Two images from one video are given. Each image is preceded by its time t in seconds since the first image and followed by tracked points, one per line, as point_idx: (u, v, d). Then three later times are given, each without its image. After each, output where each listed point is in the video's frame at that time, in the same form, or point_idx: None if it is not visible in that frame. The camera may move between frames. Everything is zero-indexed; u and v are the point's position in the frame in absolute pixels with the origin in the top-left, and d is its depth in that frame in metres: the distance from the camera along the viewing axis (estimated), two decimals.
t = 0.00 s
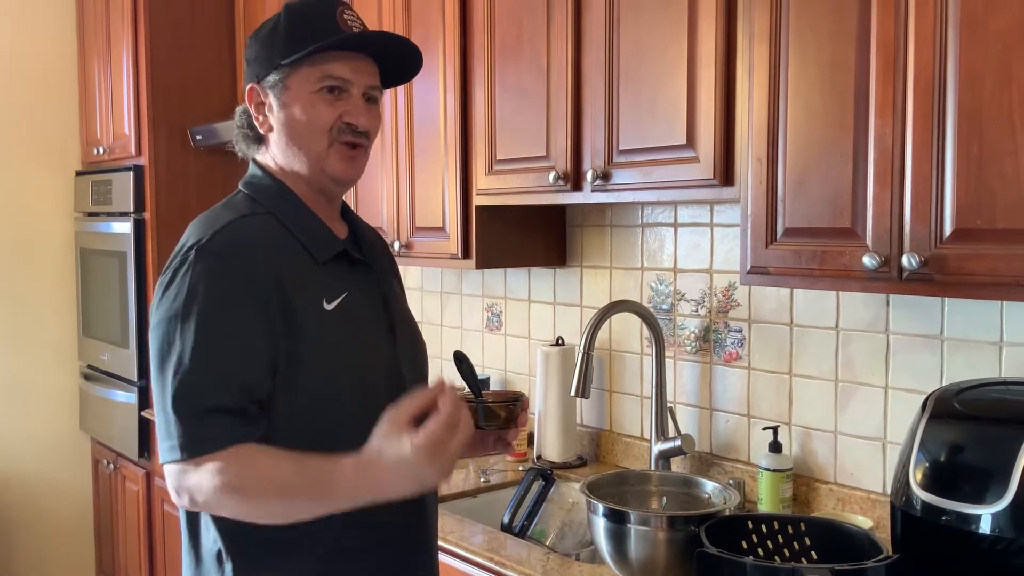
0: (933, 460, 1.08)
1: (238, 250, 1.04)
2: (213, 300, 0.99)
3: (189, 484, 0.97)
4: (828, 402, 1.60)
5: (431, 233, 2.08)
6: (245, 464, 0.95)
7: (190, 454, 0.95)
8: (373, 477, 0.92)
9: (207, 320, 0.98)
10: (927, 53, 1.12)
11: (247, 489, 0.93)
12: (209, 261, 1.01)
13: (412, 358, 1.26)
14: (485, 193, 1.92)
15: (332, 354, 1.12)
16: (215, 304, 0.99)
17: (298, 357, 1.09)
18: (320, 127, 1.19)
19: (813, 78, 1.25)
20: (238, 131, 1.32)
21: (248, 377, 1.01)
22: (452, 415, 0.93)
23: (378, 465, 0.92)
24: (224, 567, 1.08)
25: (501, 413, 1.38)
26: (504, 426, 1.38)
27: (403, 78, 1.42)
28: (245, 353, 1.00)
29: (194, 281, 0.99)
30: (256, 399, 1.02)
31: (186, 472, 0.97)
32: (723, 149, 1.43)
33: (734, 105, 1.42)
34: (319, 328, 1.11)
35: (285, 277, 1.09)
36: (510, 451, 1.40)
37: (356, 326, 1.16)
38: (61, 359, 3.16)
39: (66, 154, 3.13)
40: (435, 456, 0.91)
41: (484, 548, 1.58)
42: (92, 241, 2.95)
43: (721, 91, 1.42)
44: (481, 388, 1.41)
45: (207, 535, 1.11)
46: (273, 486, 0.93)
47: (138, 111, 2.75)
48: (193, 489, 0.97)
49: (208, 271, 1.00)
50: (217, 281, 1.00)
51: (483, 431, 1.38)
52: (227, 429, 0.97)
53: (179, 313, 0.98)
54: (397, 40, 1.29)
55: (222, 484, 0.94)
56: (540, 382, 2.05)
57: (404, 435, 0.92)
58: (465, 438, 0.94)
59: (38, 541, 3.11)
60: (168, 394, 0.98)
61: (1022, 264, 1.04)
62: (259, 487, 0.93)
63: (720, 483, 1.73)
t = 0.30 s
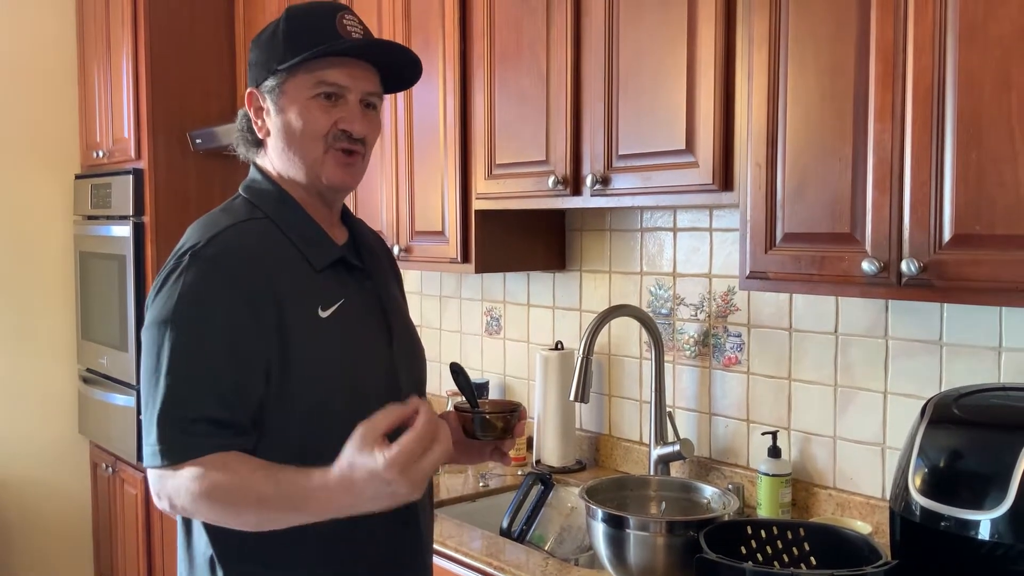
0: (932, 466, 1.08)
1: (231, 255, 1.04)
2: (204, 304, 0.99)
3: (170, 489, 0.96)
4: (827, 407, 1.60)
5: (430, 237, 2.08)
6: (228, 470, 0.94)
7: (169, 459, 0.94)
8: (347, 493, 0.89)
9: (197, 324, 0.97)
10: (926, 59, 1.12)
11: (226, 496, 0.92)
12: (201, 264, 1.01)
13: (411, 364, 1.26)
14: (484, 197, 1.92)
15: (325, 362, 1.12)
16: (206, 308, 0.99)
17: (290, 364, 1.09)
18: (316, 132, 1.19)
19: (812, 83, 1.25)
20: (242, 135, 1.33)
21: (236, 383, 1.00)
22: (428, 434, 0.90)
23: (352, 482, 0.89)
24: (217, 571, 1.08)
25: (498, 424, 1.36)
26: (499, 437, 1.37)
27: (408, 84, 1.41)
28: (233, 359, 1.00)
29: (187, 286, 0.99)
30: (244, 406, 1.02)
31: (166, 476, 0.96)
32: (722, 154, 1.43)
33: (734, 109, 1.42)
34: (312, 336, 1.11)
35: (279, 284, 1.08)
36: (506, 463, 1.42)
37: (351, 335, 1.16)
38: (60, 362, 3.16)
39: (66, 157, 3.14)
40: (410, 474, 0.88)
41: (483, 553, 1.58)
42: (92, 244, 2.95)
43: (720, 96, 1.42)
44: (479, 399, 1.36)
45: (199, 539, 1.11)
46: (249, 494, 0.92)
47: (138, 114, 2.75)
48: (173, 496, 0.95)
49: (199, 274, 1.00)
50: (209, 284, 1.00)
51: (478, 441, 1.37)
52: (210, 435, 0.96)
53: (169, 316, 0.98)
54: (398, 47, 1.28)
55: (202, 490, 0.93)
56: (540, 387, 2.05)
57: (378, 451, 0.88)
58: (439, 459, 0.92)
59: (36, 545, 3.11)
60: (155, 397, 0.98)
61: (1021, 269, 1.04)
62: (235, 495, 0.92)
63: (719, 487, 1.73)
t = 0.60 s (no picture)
0: (928, 468, 1.08)
1: (215, 252, 1.04)
2: (185, 299, 0.98)
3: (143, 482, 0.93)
4: (823, 409, 1.60)
5: (427, 239, 2.08)
6: (211, 443, 0.94)
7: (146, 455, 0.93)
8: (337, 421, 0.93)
9: (176, 320, 0.97)
10: (922, 61, 1.12)
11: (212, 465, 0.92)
12: (184, 261, 1.01)
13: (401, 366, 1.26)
14: (480, 199, 1.91)
15: (311, 363, 1.11)
16: (187, 305, 0.98)
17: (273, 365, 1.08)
18: (299, 129, 1.18)
19: (808, 86, 1.26)
20: (233, 138, 1.35)
21: (217, 382, 1.00)
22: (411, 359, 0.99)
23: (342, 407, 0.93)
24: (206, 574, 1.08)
25: (489, 427, 1.37)
26: (490, 439, 1.38)
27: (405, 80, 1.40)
28: (214, 356, 0.99)
29: (171, 284, 0.99)
30: (225, 407, 1.01)
31: (140, 468, 0.94)
32: (718, 156, 1.43)
33: (730, 111, 1.42)
34: (297, 337, 1.10)
35: (264, 284, 1.08)
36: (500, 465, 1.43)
37: (339, 336, 1.15)
38: (55, 364, 3.15)
39: (62, 158, 3.13)
40: (397, 396, 0.95)
41: (479, 555, 1.57)
42: (87, 245, 2.94)
43: (716, 98, 1.42)
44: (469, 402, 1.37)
45: (188, 542, 1.11)
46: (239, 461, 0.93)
47: (134, 115, 2.75)
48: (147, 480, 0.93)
49: (182, 271, 1.00)
50: (191, 281, 1.00)
51: (470, 444, 1.38)
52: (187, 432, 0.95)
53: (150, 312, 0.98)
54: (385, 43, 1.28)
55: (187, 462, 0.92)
56: (536, 389, 2.04)
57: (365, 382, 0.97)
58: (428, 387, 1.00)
59: (29, 548, 3.09)
60: (134, 394, 0.97)
61: (1017, 272, 1.04)
62: (224, 467, 0.92)
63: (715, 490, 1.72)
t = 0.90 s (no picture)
0: (925, 466, 1.08)
1: (204, 250, 1.04)
2: (173, 296, 0.98)
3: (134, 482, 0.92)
4: (821, 407, 1.60)
5: (424, 236, 2.08)
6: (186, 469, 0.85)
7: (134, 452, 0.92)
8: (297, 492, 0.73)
9: (165, 316, 0.97)
10: (920, 59, 1.12)
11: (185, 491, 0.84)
12: (173, 258, 1.01)
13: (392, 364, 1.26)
14: (478, 196, 1.91)
15: (300, 360, 1.11)
16: (177, 302, 0.98)
17: (261, 362, 1.08)
18: (284, 124, 1.18)
19: (807, 83, 1.25)
20: (225, 135, 1.35)
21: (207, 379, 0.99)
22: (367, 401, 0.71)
23: (296, 479, 0.72)
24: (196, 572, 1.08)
25: (481, 424, 1.35)
26: (482, 437, 1.37)
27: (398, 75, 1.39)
28: (203, 354, 0.99)
29: (159, 280, 0.98)
30: (215, 406, 1.00)
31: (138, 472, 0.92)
32: (716, 153, 1.43)
33: (728, 109, 1.42)
34: (285, 333, 1.10)
35: (253, 281, 1.08)
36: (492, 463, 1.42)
37: (328, 333, 1.15)
38: (52, 361, 3.14)
39: (59, 155, 3.12)
40: (353, 458, 0.71)
41: (477, 552, 1.57)
42: (84, 243, 2.93)
43: (714, 96, 1.42)
44: (460, 398, 1.36)
45: (179, 539, 1.11)
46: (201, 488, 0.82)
47: (131, 112, 2.74)
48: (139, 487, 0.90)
49: (171, 268, 1.00)
50: (179, 278, 0.99)
51: (462, 441, 1.37)
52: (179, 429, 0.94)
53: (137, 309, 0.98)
54: (374, 42, 1.28)
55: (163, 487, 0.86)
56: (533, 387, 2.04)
57: (314, 434, 0.71)
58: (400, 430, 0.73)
59: (25, 546, 3.09)
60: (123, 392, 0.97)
61: (1015, 270, 1.04)
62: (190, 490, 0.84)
63: (713, 487, 1.72)
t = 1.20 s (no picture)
0: (927, 461, 1.08)
1: (201, 250, 1.03)
2: (171, 296, 0.98)
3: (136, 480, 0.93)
4: (822, 402, 1.60)
5: (425, 232, 2.08)
6: (177, 489, 0.89)
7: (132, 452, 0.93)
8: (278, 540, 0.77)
9: (162, 316, 0.97)
10: (922, 54, 1.11)
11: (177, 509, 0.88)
12: (170, 258, 1.01)
13: (391, 362, 1.26)
14: (479, 192, 1.91)
15: (299, 359, 1.11)
16: (174, 302, 0.98)
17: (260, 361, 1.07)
18: (285, 124, 1.18)
19: (808, 78, 1.25)
20: (224, 129, 1.34)
21: (205, 378, 0.99)
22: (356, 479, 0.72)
23: (279, 531, 0.76)
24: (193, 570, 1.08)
25: (481, 422, 1.35)
26: (481, 435, 1.36)
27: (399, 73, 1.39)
28: (200, 353, 0.99)
29: (157, 280, 0.98)
30: (213, 405, 1.01)
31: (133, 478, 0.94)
32: (718, 148, 1.43)
33: (729, 104, 1.41)
34: (284, 332, 1.10)
35: (251, 280, 1.08)
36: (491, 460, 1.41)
37: (326, 332, 1.15)
38: (53, 358, 3.14)
39: (60, 152, 3.12)
40: (333, 526, 0.73)
41: (478, 548, 1.57)
42: (84, 239, 2.93)
43: (715, 91, 1.41)
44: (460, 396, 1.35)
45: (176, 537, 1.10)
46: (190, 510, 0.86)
47: (132, 108, 2.74)
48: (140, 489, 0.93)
49: (168, 268, 1.00)
50: (176, 278, 0.99)
51: (461, 439, 1.37)
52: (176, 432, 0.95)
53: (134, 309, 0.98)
54: (376, 41, 1.27)
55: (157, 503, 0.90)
56: (534, 383, 2.04)
57: (303, 492, 0.74)
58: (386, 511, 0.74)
59: (25, 541, 3.09)
60: (121, 392, 0.97)
61: (1018, 265, 1.03)
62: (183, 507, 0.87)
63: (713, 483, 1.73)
